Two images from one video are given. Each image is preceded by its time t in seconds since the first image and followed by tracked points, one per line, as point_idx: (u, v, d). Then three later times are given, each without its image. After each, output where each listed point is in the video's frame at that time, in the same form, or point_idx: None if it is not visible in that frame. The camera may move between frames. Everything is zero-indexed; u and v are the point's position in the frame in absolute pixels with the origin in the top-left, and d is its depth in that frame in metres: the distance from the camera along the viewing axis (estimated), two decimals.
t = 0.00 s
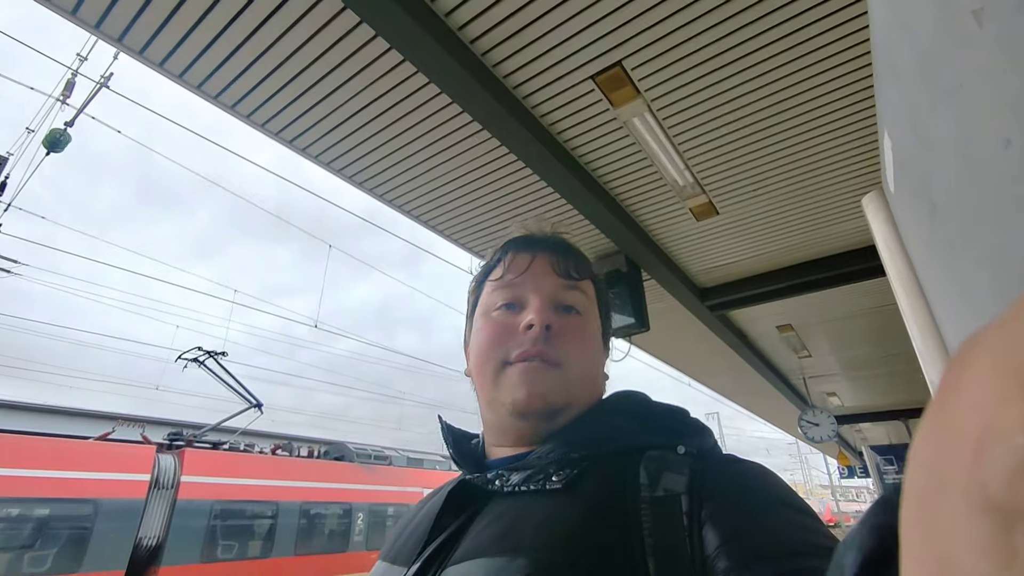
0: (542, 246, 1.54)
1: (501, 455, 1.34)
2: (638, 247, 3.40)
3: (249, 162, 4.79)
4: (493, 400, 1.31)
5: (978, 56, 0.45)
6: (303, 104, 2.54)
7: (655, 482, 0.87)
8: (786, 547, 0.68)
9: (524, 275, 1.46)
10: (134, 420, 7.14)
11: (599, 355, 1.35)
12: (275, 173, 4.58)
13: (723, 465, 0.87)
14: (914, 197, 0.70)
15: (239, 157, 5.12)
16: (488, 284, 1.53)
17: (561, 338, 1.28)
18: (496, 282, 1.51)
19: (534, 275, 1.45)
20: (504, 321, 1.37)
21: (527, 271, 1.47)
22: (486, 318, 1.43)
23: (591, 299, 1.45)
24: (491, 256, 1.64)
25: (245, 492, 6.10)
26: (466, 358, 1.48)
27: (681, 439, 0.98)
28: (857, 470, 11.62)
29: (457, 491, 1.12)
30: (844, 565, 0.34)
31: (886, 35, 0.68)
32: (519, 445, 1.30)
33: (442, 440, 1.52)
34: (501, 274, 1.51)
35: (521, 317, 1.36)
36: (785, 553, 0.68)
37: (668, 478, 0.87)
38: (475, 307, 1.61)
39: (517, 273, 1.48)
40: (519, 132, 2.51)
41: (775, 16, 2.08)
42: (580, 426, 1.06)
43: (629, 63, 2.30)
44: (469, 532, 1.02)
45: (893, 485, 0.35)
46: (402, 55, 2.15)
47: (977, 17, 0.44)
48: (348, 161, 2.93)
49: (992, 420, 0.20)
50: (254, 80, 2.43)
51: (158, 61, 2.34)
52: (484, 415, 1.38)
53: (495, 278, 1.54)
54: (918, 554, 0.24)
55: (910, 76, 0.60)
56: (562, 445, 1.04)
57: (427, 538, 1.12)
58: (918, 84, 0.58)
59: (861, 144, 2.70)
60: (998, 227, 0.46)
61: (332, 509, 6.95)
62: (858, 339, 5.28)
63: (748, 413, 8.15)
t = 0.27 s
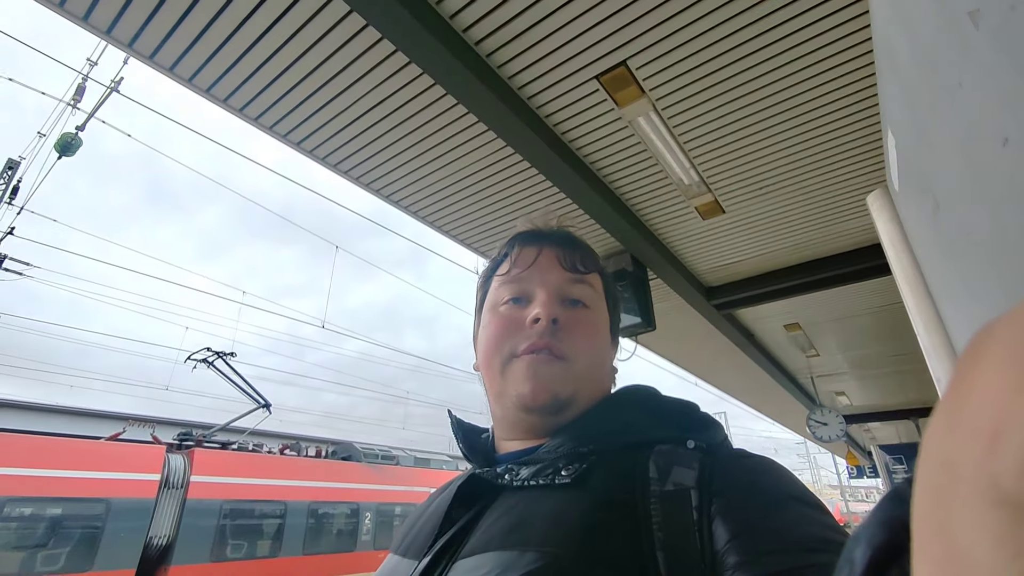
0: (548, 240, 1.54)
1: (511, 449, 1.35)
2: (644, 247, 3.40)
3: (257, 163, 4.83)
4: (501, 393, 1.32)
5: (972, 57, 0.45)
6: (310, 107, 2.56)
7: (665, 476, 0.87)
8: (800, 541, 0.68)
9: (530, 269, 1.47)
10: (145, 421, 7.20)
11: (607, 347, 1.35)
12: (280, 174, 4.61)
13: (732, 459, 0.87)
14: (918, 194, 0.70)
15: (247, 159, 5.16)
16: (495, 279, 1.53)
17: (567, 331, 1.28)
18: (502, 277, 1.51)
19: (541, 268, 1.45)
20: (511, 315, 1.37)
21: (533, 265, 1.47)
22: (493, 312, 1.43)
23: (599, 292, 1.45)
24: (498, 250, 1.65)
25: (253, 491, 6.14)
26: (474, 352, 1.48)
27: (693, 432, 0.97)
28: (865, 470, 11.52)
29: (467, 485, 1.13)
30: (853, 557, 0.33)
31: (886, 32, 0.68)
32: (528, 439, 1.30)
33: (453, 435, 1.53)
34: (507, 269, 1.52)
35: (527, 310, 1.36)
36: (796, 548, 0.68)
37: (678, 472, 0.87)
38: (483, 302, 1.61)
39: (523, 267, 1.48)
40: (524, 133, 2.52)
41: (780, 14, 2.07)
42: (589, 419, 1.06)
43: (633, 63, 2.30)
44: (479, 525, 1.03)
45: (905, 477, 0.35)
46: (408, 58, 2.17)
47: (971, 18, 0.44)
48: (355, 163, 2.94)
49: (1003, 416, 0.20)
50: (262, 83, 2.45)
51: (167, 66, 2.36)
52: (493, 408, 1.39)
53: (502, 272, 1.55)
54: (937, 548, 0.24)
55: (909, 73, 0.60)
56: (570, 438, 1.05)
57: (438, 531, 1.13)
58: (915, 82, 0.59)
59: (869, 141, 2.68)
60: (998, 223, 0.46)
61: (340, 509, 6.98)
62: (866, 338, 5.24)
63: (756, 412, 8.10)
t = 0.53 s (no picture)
0: (545, 232, 1.54)
1: (513, 444, 1.35)
2: (644, 247, 3.41)
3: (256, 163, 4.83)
4: (502, 388, 1.33)
5: (971, 57, 0.45)
6: (310, 107, 2.56)
7: (667, 469, 0.86)
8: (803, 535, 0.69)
9: (527, 263, 1.47)
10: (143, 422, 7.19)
11: (607, 339, 1.35)
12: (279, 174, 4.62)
13: (734, 452, 0.86)
14: (918, 192, 0.70)
15: (246, 160, 5.15)
16: (493, 274, 1.54)
17: (565, 324, 1.29)
18: (500, 271, 1.51)
19: (537, 262, 1.45)
20: (509, 310, 1.38)
21: (529, 259, 1.47)
22: (491, 308, 1.44)
23: (597, 284, 1.45)
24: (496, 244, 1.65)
25: (252, 493, 6.12)
26: (474, 348, 1.49)
27: (694, 425, 0.97)
28: (863, 470, 11.54)
29: (469, 481, 1.12)
30: (856, 547, 0.34)
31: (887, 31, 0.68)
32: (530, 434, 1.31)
33: (454, 430, 1.53)
34: (505, 263, 1.52)
35: (524, 305, 1.36)
36: (798, 540, 0.69)
37: (680, 466, 0.86)
38: (482, 297, 1.62)
39: (520, 261, 1.48)
40: (525, 134, 2.52)
41: (778, 15, 2.08)
42: (590, 414, 1.06)
43: (633, 64, 2.31)
44: (482, 521, 1.02)
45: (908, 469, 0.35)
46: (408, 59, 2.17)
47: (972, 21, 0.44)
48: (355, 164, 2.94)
49: (1010, 414, 0.20)
50: (263, 84, 2.45)
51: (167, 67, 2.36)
52: (494, 404, 1.39)
53: (500, 267, 1.55)
54: (937, 538, 0.24)
55: (910, 74, 0.61)
56: (572, 433, 1.04)
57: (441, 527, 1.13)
58: (914, 79, 0.60)
59: (868, 141, 2.69)
60: (999, 221, 0.46)
61: (339, 511, 6.96)
62: (865, 338, 5.26)
63: (755, 412, 8.11)
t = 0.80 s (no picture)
0: (539, 228, 1.52)
1: (519, 440, 1.35)
2: (641, 248, 3.42)
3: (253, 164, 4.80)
4: (504, 388, 1.34)
5: (983, 60, 0.46)
6: (310, 107, 2.56)
7: (675, 460, 0.87)
8: (814, 521, 0.69)
9: (521, 261, 1.46)
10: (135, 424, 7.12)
11: (606, 332, 1.33)
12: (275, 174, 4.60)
13: (742, 442, 0.88)
14: (923, 190, 0.71)
15: (243, 160, 5.12)
16: (490, 274, 1.54)
17: (562, 323, 1.28)
18: (496, 270, 1.51)
19: (531, 259, 1.44)
20: (505, 310, 1.38)
21: (523, 257, 1.47)
22: (489, 309, 1.44)
23: (593, 277, 1.43)
24: (491, 242, 1.64)
25: (246, 495, 6.07)
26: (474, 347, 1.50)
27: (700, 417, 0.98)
28: (856, 470, 11.62)
29: (477, 477, 1.11)
30: (866, 535, 0.35)
31: (898, 39, 0.69)
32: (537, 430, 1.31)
33: (464, 427, 1.53)
34: (500, 262, 1.52)
35: (520, 304, 1.36)
36: (807, 526, 0.69)
37: (688, 456, 0.87)
38: (481, 296, 1.62)
39: (514, 260, 1.48)
40: (525, 135, 2.53)
41: (777, 19, 2.10)
42: (594, 410, 1.06)
43: (633, 65, 2.32)
44: (492, 515, 1.02)
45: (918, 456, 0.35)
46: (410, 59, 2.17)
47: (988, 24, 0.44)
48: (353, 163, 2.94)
49: None
50: (262, 83, 2.44)
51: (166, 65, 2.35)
52: (499, 404, 1.40)
53: (496, 266, 1.55)
54: (953, 525, 0.24)
55: (922, 78, 0.62)
56: (579, 427, 1.04)
57: (451, 521, 1.12)
58: (921, 84, 0.61)
59: (864, 143, 2.71)
60: (1005, 220, 0.47)
61: (334, 512, 6.92)
62: (858, 339, 5.30)
63: (750, 413, 8.16)
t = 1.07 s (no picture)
0: (531, 228, 1.56)
1: (525, 439, 1.34)
2: (637, 249, 3.43)
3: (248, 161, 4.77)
4: (500, 381, 1.35)
5: (994, 68, 0.46)
6: (307, 104, 2.54)
7: (680, 463, 0.87)
8: (821, 529, 0.69)
9: (512, 260, 1.50)
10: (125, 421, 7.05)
11: (597, 317, 1.31)
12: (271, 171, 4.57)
13: (750, 445, 0.87)
14: (930, 198, 0.72)
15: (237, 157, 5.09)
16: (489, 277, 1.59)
17: (547, 309, 1.28)
18: (494, 273, 1.56)
19: (521, 257, 1.47)
20: (497, 306, 1.41)
21: (514, 256, 1.50)
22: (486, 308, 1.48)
23: (585, 267, 1.43)
24: (493, 247, 1.69)
25: (238, 494, 6.04)
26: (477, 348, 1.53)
27: (707, 418, 0.97)
28: (846, 470, 11.72)
29: (484, 479, 1.12)
30: (875, 542, 0.33)
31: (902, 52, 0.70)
32: (542, 425, 1.28)
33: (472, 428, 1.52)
34: (496, 265, 1.57)
35: (509, 298, 1.38)
36: (815, 534, 0.68)
37: (694, 459, 0.87)
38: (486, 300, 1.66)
39: (507, 260, 1.52)
40: (523, 135, 2.53)
41: (775, 22, 2.12)
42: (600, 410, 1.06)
43: (631, 66, 2.33)
44: (499, 516, 1.02)
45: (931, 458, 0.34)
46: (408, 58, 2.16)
47: (998, 36, 0.44)
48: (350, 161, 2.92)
49: None
50: (260, 79, 2.42)
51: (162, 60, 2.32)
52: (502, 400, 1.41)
53: (495, 270, 1.59)
54: (972, 530, 0.23)
55: (925, 93, 0.62)
56: (585, 428, 1.05)
57: (459, 524, 1.12)
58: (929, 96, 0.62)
59: (858, 147, 2.74)
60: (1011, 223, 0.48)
61: (326, 511, 6.89)
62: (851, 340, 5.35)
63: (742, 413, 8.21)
